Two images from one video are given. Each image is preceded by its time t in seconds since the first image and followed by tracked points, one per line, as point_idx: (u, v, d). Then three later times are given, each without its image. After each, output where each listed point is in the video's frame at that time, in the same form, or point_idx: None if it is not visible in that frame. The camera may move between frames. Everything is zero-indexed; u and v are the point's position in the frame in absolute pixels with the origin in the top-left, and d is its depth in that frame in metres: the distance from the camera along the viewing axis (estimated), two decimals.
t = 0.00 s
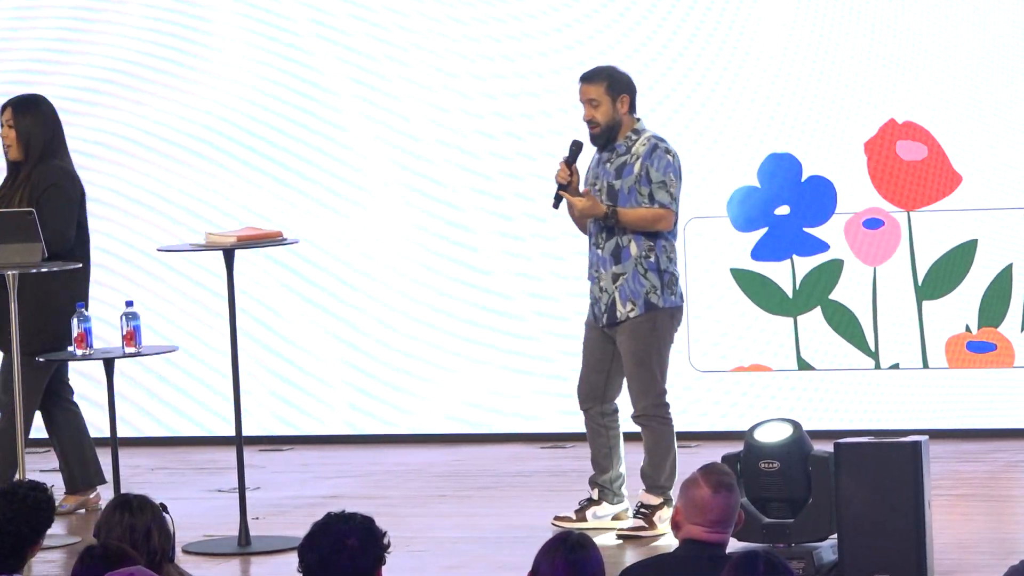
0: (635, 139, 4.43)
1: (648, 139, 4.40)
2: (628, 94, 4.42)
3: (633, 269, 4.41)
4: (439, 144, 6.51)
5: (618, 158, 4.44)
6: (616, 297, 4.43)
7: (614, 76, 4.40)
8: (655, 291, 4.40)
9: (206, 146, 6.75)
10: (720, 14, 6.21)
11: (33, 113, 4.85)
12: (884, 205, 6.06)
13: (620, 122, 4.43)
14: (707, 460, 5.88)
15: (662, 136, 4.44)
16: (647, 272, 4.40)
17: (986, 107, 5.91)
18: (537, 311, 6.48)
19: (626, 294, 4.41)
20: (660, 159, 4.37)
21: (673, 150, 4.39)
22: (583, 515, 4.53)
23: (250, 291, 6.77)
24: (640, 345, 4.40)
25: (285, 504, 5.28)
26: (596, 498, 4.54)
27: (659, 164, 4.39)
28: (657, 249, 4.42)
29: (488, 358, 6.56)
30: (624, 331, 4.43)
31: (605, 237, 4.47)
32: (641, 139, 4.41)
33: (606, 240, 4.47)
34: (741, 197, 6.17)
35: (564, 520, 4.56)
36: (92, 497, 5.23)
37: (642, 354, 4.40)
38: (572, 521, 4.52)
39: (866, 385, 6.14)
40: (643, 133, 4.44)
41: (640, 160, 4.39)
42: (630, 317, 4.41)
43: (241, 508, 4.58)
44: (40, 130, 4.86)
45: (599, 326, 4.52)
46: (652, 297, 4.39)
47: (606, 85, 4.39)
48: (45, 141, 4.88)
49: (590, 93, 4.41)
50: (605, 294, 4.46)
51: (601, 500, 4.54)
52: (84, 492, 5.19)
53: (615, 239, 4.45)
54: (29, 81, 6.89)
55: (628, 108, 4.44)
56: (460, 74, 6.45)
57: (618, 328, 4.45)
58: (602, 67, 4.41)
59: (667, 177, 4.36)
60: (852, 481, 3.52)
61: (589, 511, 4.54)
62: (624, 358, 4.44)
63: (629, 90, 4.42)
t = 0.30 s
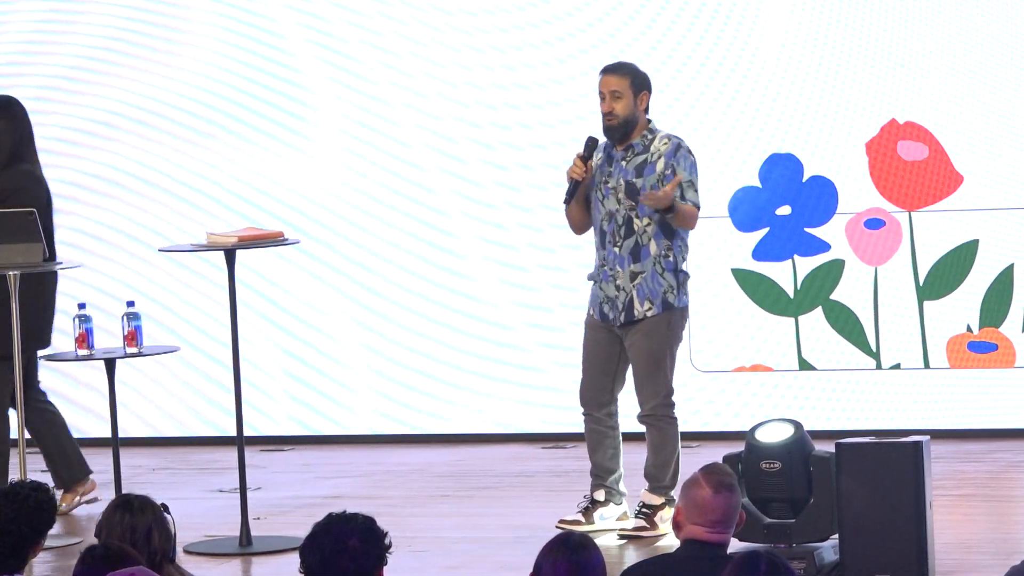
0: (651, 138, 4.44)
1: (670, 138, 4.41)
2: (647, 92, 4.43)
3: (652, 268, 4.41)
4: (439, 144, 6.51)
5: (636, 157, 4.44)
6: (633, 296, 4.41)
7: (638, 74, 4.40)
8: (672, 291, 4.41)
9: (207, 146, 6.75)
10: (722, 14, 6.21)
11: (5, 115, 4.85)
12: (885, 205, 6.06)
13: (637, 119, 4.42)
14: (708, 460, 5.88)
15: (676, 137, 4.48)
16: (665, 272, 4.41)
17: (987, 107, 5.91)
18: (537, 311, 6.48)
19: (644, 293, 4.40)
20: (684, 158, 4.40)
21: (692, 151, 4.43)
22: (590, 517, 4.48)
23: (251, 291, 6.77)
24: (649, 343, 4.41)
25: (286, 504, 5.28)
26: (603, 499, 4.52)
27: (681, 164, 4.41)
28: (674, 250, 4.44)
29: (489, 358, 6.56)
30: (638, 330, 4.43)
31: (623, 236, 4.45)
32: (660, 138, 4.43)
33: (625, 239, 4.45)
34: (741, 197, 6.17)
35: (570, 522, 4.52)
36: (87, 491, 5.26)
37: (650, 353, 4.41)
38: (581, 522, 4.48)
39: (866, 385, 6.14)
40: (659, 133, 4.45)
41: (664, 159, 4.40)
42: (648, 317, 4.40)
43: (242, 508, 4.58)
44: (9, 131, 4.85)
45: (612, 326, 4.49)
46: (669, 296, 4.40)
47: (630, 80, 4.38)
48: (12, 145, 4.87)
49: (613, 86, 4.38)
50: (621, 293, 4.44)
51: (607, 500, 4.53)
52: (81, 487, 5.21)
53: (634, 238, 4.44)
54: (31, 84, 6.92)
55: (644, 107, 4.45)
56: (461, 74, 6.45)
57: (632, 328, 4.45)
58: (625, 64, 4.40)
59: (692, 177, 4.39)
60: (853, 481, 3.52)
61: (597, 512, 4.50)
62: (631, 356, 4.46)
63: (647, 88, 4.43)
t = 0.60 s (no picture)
0: (652, 137, 4.45)
1: (673, 138, 4.43)
2: (646, 92, 4.43)
3: (657, 267, 4.43)
4: (439, 144, 6.51)
5: (639, 156, 4.43)
6: (639, 294, 4.41)
7: (640, 73, 4.40)
8: (675, 289, 4.44)
9: (206, 147, 6.75)
10: (722, 13, 6.21)
11: None
12: (885, 205, 6.06)
13: (637, 119, 4.42)
14: (708, 460, 5.88)
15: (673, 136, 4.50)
16: (669, 270, 4.44)
17: (988, 106, 5.91)
18: (537, 311, 6.48)
19: (649, 291, 4.41)
20: (688, 158, 4.43)
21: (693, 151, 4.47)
22: (602, 518, 4.45)
23: (251, 291, 6.76)
24: (649, 340, 4.43)
25: (286, 504, 5.28)
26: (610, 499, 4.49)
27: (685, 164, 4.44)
28: (676, 248, 4.47)
29: (489, 358, 6.56)
30: (643, 329, 4.43)
31: (629, 234, 4.44)
32: (662, 138, 4.44)
33: (630, 237, 4.44)
34: (741, 197, 6.17)
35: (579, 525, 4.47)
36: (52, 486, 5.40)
37: (650, 351, 4.43)
38: (594, 524, 4.44)
39: (866, 385, 6.14)
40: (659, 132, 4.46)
41: (670, 159, 4.41)
42: (653, 314, 4.41)
43: (242, 507, 4.58)
44: None
45: (615, 325, 4.47)
46: (673, 294, 4.43)
47: (633, 79, 4.37)
48: None
49: (618, 84, 4.36)
50: (627, 291, 4.43)
51: (614, 500, 4.49)
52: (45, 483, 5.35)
53: (640, 236, 4.44)
54: (32, 86, 6.93)
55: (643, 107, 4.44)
56: (461, 74, 6.44)
57: (635, 328, 4.45)
58: (627, 62, 4.39)
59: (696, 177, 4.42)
60: (852, 481, 3.52)
61: (606, 513, 4.47)
62: (631, 355, 4.47)
63: (646, 88, 4.44)
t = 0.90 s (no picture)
0: (635, 136, 4.45)
1: (657, 138, 4.43)
2: (630, 90, 4.43)
3: (645, 267, 4.44)
4: (438, 144, 6.51)
5: (625, 155, 4.42)
6: (628, 294, 4.41)
7: (624, 71, 4.39)
8: (661, 287, 4.46)
9: (207, 147, 6.75)
10: (720, 13, 6.21)
11: None
12: (884, 205, 6.06)
13: (621, 118, 4.41)
14: (707, 460, 5.87)
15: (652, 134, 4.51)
16: (655, 269, 4.45)
17: (987, 106, 5.91)
18: (537, 311, 6.48)
19: (638, 290, 4.42)
20: (672, 158, 4.44)
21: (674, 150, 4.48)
22: (602, 518, 4.45)
23: (252, 291, 6.77)
24: (637, 336, 4.43)
25: (286, 504, 5.28)
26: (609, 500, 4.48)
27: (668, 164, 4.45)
28: (660, 247, 4.48)
29: (489, 358, 6.56)
30: (633, 329, 4.43)
31: (617, 234, 4.43)
32: (645, 137, 4.45)
33: (618, 237, 4.44)
34: (741, 196, 6.16)
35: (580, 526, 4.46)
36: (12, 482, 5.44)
37: (637, 349, 4.44)
38: (593, 525, 4.43)
39: (866, 385, 6.14)
40: (642, 132, 4.46)
41: (655, 159, 4.42)
42: (642, 314, 4.42)
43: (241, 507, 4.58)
44: None
45: (603, 324, 4.46)
46: (660, 292, 4.45)
47: (617, 77, 4.35)
48: None
49: (601, 83, 4.34)
50: (615, 291, 4.42)
51: (613, 501, 4.49)
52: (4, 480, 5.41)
53: (628, 235, 4.44)
54: (33, 85, 6.96)
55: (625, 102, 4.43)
56: (461, 74, 6.45)
57: (624, 328, 4.45)
58: (610, 61, 4.35)
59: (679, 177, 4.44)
60: (852, 481, 3.52)
61: (606, 514, 4.46)
62: (618, 353, 4.48)
63: (627, 84, 4.42)
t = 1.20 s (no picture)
0: (626, 135, 4.46)
1: (647, 136, 4.45)
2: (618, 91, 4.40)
3: (640, 265, 4.45)
4: (440, 144, 6.51)
5: (618, 155, 4.43)
6: (624, 293, 4.42)
7: (612, 72, 4.35)
8: (656, 284, 4.48)
9: (208, 145, 6.75)
10: (720, 12, 6.20)
11: None
12: (885, 205, 6.06)
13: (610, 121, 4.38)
14: (707, 460, 5.87)
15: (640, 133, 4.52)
16: (649, 267, 4.47)
17: (987, 106, 5.91)
18: (537, 310, 6.48)
19: (633, 289, 4.43)
20: (662, 155, 4.46)
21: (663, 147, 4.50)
22: (602, 518, 4.45)
23: (253, 291, 6.77)
24: (631, 336, 4.44)
25: (286, 504, 5.28)
26: (609, 499, 4.47)
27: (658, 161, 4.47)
28: (653, 244, 4.50)
29: (488, 357, 6.56)
30: (630, 328, 4.44)
31: (613, 234, 4.44)
32: (636, 136, 4.45)
33: (613, 237, 4.44)
34: (741, 196, 6.16)
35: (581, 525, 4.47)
36: None
37: (631, 349, 4.44)
38: (594, 525, 4.44)
39: (866, 385, 6.14)
40: (633, 131, 4.47)
41: (647, 157, 4.43)
42: (639, 312, 4.43)
43: (242, 507, 4.57)
44: None
45: (598, 325, 4.46)
46: (655, 290, 4.47)
47: (607, 81, 4.32)
48: None
49: (593, 89, 4.30)
50: (611, 291, 4.43)
51: (613, 501, 4.48)
52: None
53: (624, 235, 4.45)
54: (33, 82, 6.95)
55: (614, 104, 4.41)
56: (463, 73, 6.44)
57: (622, 327, 4.45)
58: (599, 64, 4.33)
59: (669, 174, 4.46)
60: (852, 481, 3.52)
61: (607, 514, 4.46)
62: (611, 352, 4.48)
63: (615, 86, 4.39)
